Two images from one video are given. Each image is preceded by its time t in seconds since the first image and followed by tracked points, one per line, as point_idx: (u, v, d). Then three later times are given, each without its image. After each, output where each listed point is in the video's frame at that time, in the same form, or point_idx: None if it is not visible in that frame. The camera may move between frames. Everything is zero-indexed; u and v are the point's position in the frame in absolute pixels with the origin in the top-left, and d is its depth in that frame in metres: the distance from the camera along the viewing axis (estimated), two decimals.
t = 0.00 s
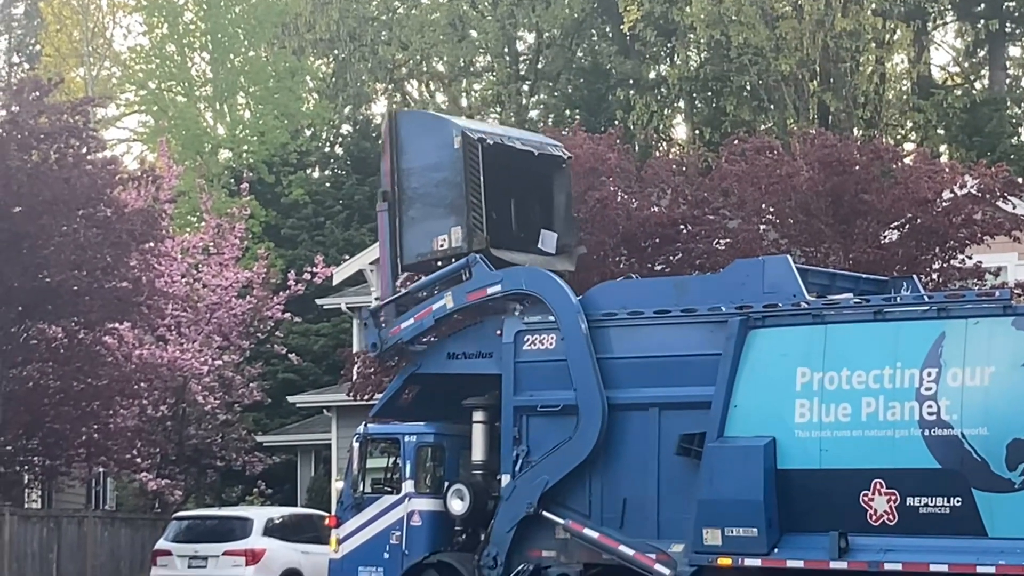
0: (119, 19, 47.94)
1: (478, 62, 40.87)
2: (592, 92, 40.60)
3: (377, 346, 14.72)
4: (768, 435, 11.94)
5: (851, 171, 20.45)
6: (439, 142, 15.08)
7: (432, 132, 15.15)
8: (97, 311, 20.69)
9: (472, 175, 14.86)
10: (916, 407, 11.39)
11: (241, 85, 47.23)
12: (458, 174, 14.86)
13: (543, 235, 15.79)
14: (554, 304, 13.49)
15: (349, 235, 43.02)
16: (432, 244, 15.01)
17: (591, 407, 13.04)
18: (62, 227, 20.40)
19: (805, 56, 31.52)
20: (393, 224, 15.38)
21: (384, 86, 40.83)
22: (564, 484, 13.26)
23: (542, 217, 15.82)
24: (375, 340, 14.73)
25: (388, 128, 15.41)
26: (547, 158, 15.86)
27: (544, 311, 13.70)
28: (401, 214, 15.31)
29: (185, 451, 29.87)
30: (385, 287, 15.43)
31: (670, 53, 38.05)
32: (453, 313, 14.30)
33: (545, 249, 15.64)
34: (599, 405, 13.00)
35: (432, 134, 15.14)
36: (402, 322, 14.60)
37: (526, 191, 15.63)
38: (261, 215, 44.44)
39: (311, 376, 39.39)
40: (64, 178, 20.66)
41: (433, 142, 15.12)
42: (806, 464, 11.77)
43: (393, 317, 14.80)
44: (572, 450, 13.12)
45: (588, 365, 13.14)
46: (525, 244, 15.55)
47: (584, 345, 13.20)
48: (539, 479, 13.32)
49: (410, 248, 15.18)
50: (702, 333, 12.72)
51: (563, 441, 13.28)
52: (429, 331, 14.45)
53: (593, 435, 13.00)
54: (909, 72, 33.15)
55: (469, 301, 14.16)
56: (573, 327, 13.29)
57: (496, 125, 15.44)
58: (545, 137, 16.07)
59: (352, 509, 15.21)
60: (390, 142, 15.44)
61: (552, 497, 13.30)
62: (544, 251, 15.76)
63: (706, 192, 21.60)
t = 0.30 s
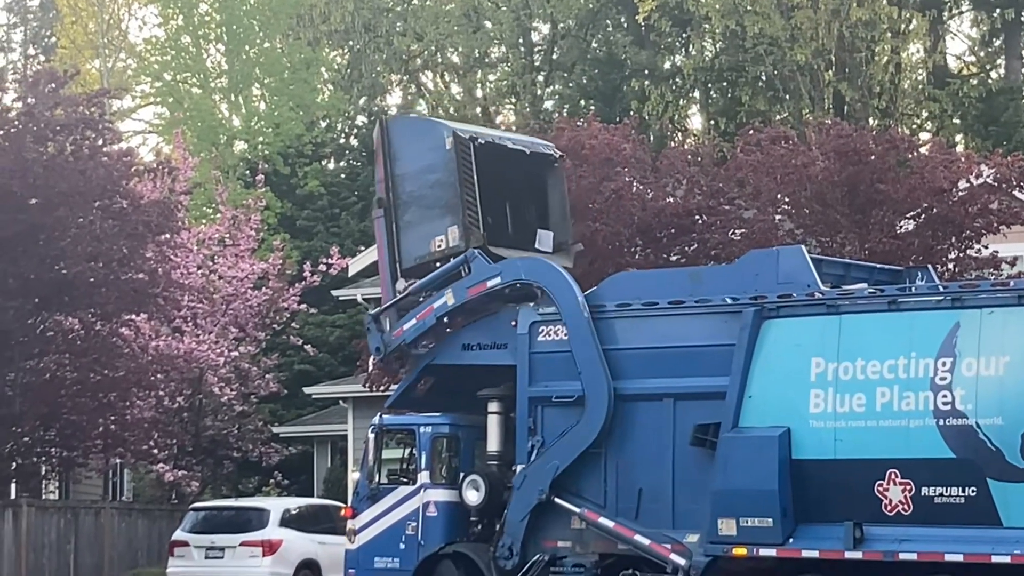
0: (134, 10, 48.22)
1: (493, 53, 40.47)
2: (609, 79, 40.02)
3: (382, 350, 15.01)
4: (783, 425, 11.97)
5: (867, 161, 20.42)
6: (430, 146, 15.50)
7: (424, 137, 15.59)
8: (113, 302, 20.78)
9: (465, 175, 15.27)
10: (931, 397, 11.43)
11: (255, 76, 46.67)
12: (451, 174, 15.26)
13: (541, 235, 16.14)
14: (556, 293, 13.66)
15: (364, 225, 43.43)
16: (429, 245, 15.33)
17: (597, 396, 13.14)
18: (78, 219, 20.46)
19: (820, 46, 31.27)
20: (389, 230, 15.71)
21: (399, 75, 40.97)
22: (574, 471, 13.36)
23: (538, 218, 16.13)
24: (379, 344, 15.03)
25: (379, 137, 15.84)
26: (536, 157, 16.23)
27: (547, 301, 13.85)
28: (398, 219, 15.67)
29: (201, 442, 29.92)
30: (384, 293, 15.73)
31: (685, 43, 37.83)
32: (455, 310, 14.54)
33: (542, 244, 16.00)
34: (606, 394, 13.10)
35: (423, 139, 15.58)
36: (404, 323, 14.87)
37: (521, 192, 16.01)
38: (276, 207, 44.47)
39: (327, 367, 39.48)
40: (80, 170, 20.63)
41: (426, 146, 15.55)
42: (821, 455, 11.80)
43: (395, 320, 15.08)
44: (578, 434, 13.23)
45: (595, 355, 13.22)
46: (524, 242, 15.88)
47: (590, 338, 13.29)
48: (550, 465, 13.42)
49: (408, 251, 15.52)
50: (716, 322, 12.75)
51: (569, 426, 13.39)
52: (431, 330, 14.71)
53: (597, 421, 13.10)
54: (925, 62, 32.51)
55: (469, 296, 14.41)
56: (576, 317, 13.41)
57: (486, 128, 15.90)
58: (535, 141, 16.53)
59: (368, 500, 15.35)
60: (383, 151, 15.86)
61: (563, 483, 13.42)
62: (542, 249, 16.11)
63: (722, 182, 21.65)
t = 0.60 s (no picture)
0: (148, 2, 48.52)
1: (507, 42, 40.34)
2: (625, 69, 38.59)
3: (386, 354, 15.23)
4: (794, 415, 11.98)
5: (882, 149, 20.37)
6: (422, 149, 15.60)
7: (414, 142, 15.69)
8: (129, 294, 20.72)
9: (457, 177, 15.39)
10: (942, 385, 11.43)
11: (271, 67, 46.83)
12: (444, 176, 15.37)
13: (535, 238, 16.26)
14: (556, 281, 13.82)
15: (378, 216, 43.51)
16: (426, 248, 15.47)
17: (602, 385, 13.27)
18: (94, 210, 20.62)
19: (836, 35, 29.89)
20: (386, 236, 15.85)
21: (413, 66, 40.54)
22: (582, 458, 13.45)
23: (532, 221, 16.26)
24: (383, 349, 15.26)
25: (371, 145, 15.96)
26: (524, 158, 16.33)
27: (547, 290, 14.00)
28: (394, 226, 15.79)
29: (217, 433, 29.88)
30: (385, 298, 15.87)
31: (701, 32, 36.40)
32: (455, 307, 14.68)
33: (538, 246, 15.87)
34: (609, 382, 13.24)
35: (414, 145, 15.68)
36: (405, 326, 15.08)
37: (514, 194, 16.16)
38: (292, 198, 44.41)
39: (342, 357, 39.48)
40: (95, 161, 20.74)
41: (417, 151, 15.66)
42: (832, 444, 11.81)
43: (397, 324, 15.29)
44: (583, 417, 13.35)
45: (599, 344, 13.34)
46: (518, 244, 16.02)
47: (593, 328, 13.41)
48: (558, 452, 13.50)
49: (406, 256, 15.66)
50: (728, 313, 12.78)
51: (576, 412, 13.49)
52: (433, 329, 14.90)
53: (602, 405, 13.23)
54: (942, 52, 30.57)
55: (468, 293, 14.54)
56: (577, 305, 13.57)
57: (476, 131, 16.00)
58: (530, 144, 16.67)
59: (383, 490, 15.44)
60: (375, 159, 15.99)
61: (571, 470, 13.50)
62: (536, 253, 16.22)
63: (737, 171, 21.62)
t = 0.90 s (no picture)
0: None
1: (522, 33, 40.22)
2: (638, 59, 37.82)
3: (388, 360, 15.42)
4: (803, 405, 12.06)
5: (897, 139, 20.36)
6: (413, 158, 15.99)
7: (405, 151, 16.08)
8: (145, 285, 20.78)
9: (449, 182, 15.77)
10: (950, 375, 11.44)
11: (285, 59, 46.76)
12: (435, 182, 15.74)
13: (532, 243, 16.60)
14: (552, 272, 14.02)
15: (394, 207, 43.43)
16: (423, 254, 15.80)
17: (603, 374, 13.40)
18: (109, 202, 20.68)
19: (850, 25, 29.21)
20: (383, 246, 16.18)
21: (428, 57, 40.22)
22: (587, 445, 13.56)
23: (528, 226, 16.62)
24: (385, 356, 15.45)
25: (363, 158, 16.34)
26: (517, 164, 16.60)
27: (545, 278, 14.20)
28: (390, 235, 16.13)
29: (233, 425, 29.72)
30: (384, 308, 16.16)
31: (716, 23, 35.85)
32: (455, 306, 14.90)
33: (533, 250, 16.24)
34: (611, 373, 13.36)
35: (405, 154, 16.07)
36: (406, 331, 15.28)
37: (508, 199, 16.53)
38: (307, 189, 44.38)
39: (358, 348, 39.52)
40: (110, 153, 20.78)
41: (408, 160, 16.05)
42: (842, 434, 11.87)
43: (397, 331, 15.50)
44: (587, 400, 13.49)
45: (599, 330, 13.48)
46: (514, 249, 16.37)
47: (594, 319, 13.54)
48: (564, 438, 13.61)
49: (403, 264, 15.99)
50: (737, 303, 12.83)
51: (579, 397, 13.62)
52: (433, 331, 15.09)
53: (603, 391, 13.36)
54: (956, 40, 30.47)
55: (466, 292, 14.76)
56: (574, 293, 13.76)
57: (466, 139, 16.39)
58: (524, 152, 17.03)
59: (396, 481, 15.50)
60: (368, 172, 16.38)
61: (577, 457, 13.60)
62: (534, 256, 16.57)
63: (752, 161, 21.61)
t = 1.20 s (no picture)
0: None
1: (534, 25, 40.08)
2: (648, 51, 37.61)
3: (387, 372, 15.33)
4: (808, 396, 12.19)
5: (910, 130, 20.27)
6: (400, 172, 16.05)
7: (392, 165, 16.14)
8: (157, 278, 20.66)
9: (437, 191, 15.83)
10: (952, 366, 11.56)
11: (297, 52, 46.82)
12: (424, 192, 15.78)
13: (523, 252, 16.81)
14: (545, 265, 14.12)
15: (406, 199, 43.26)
16: (416, 264, 15.74)
17: (599, 364, 13.51)
18: (121, 195, 20.63)
19: (863, 15, 29.13)
20: (376, 262, 16.13)
21: (440, 50, 39.59)
22: (590, 433, 13.65)
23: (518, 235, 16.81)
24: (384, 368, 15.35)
25: (352, 176, 16.40)
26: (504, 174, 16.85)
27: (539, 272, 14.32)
28: (383, 249, 16.10)
29: (245, 417, 29.69)
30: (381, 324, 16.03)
31: (727, 13, 35.41)
32: (451, 309, 14.93)
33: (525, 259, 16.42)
34: (607, 363, 13.47)
35: (393, 168, 16.14)
36: (404, 339, 15.26)
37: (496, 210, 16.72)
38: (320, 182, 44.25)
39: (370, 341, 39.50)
40: (122, 146, 20.73)
41: (395, 173, 16.10)
42: (846, 426, 12.00)
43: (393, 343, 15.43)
44: (583, 387, 13.59)
45: (593, 316, 13.64)
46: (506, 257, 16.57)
47: (591, 312, 13.66)
48: (566, 426, 13.66)
49: (397, 276, 15.93)
50: (741, 295, 12.92)
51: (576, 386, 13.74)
52: (431, 337, 15.08)
53: (600, 380, 13.47)
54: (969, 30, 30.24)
55: (461, 293, 14.80)
56: (566, 282, 13.92)
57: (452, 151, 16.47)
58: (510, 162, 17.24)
59: (405, 474, 15.52)
60: (357, 190, 16.42)
61: (580, 444, 13.68)
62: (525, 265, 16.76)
63: (765, 153, 21.52)
